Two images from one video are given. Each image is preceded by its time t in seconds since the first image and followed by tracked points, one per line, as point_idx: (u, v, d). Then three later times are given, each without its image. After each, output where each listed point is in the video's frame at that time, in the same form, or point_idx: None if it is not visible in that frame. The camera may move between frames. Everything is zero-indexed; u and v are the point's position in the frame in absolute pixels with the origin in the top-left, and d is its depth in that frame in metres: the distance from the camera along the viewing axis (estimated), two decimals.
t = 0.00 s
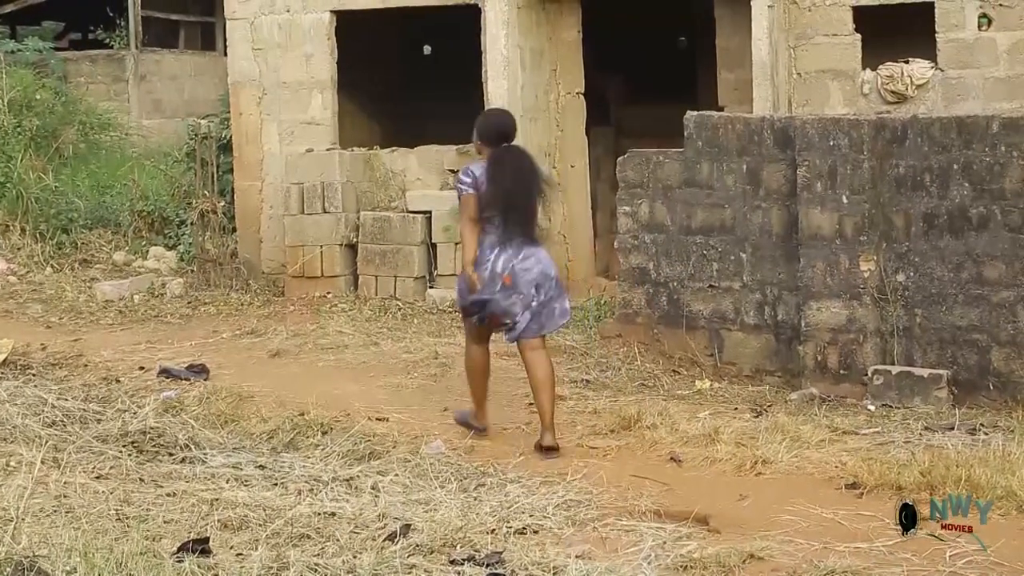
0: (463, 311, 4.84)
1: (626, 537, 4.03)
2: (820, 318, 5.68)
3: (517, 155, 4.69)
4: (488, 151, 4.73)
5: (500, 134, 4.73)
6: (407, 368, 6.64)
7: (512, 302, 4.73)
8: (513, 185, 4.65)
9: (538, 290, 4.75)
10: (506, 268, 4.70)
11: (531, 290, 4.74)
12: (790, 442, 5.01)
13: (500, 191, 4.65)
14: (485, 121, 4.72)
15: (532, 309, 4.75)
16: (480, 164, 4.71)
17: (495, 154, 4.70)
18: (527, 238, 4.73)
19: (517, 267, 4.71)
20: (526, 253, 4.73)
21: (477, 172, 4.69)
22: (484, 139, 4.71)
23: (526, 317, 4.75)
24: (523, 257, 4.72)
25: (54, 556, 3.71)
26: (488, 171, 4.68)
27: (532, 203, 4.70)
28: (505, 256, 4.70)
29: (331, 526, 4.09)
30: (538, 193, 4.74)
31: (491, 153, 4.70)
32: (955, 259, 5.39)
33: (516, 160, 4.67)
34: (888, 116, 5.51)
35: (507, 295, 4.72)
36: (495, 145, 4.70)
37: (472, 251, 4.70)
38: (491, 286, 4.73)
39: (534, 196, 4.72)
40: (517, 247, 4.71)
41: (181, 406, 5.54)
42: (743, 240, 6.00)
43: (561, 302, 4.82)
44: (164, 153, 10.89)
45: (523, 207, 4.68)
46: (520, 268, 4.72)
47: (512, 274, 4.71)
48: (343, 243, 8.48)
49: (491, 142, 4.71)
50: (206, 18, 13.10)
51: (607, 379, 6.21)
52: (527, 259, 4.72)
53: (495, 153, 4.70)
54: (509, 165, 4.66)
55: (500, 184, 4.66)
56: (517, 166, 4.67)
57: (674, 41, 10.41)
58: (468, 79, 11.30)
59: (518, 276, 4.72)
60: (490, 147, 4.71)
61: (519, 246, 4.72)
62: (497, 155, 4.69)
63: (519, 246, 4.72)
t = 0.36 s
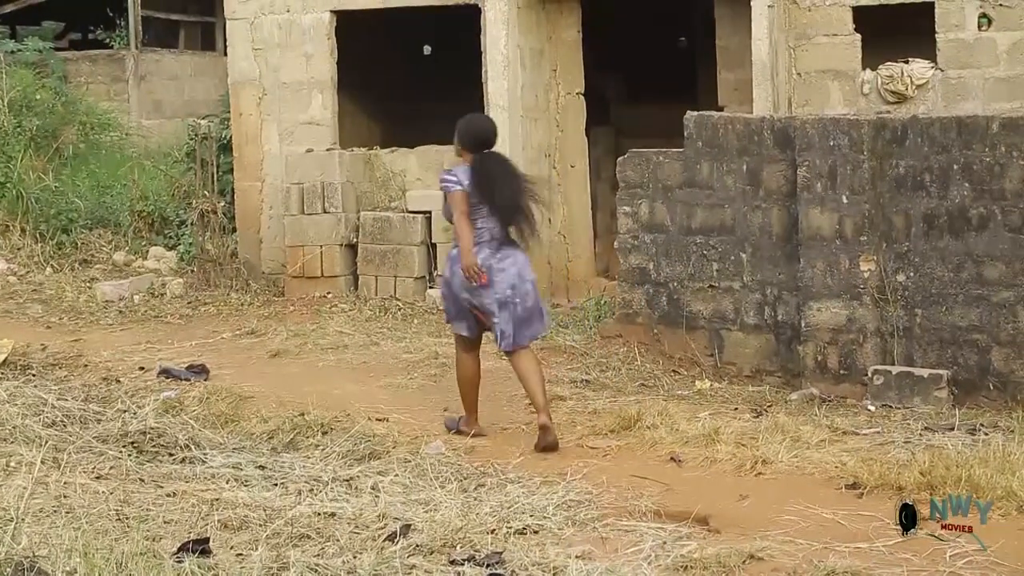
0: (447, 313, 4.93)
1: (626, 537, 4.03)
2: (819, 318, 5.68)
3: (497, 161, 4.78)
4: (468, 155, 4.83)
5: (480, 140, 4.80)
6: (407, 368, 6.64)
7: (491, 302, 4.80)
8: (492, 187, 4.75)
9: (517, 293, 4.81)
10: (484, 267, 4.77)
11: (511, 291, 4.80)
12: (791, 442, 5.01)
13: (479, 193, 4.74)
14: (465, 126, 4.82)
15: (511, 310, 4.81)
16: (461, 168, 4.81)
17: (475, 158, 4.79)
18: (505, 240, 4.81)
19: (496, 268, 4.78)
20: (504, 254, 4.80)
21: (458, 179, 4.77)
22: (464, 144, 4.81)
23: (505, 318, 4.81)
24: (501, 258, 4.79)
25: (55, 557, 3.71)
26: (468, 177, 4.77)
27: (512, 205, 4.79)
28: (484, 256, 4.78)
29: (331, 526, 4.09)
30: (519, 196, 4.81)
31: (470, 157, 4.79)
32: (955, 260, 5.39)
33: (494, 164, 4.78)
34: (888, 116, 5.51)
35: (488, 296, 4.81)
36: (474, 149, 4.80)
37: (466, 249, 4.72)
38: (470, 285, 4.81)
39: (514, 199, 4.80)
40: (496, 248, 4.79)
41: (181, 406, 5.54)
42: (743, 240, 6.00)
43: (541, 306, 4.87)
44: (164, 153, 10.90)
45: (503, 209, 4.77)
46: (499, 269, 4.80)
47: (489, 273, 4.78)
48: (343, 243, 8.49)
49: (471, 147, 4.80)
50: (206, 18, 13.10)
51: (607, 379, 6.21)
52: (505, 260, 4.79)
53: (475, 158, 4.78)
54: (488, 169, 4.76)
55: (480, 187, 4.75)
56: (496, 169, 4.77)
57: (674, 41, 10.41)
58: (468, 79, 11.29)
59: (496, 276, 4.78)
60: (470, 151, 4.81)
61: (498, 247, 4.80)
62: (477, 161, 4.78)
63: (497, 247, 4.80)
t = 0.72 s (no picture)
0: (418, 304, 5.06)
1: (626, 539, 4.04)
2: (820, 321, 5.68)
3: (472, 156, 4.91)
4: (442, 151, 4.96)
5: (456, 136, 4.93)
6: (407, 371, 6.65)
7: (463, 296, 4.95)
8: (468, 182, 4.89)
9: (489, 288, 4.97)
10: (458, 261, 4.91)
11: (480, 285, 4.96)
12: (791, 445, 5.01)
13: (455, 188, 4.87)
14: (441, 123, 4.94)
15: (482, 304, 4.97)
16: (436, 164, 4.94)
17: (450, 154, 4.92)
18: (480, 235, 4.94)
19: (470, 262, 4.93)
20: (478, 249, 4.94)
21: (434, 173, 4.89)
22: (438, 141, 4.94)
23: (476, 312, 4.97)
24: (475, 253, 4.94)
25: (55, 559, 3.72)
26: (444, 172, 4.88)
27: (488, 200, 4.92)
28: (459, 250, 4.92)
29: (332, 528, 4.10)
30: (495, 191, 4.95)
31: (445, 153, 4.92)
32: (955, 263, 5.40)
33: (470, 159, 4.90)
34: (889, 120, 5.51)
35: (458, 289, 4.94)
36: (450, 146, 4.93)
37: (428, 248, 4.89)
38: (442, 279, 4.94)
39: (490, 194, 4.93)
40: (471, 242, 4.92)
41: (180, 409, 5.54)
42: (743, 243, 6.01)
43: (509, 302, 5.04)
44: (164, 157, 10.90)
45: (479, 203, 4.90)
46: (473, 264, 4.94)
47: (464, 267, 4.92)
48: (343, 247, 8.51)
49: (446, 143, 4.93)
50: (206, 21, 13.12)
51: (608, 382, 6.21)
52: (479, 255, 4.94)
53: (451, 154, 4.91)
54: (464, 165, 4.89)
55: (456, 182, 4.87)
56: (472, 165, 4.89)
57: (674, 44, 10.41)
58: (468, 81, 11.30)
59: (470, 270, 4.93)
60: (445, 148, 4.94)
61: (471, 241, 4.94)
62: (454, 156, 4.90)
63: (472, 241, 4.93)
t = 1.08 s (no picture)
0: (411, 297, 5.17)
1: (631, 538, 4.04)
2: (824, 319, 5.68)
3: (455, 151, 5.04)
4: (427, 146, 5.09)
5: (440, 131, 5.07)
6: (411, 369, 6.65)
7: (456, 286, 5.08)
8: (455, 175, 5.03)
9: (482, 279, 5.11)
10: (454, 253, 5.04)
11: (473, 275, 5.09)
12: (796, 444, 5.01)
13: (442, 181, 5.01)
14: (425, 119, 5.08)
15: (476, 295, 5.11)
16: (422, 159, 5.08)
17: (435, 148, 5.06)
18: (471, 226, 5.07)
19: (464, 254, 5.06)
20: (471, 242, 5.08)
21: (416, 169, 5.05)
22: (423, 136, 5.07)
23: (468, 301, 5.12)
24: (469, 245, 5.07)
25: (59, 558, 3.72)
26: (427, 168, 5.04)
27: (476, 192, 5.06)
28: (452, 242, 5.04)
29: (337, 527, 4.10)
30: (481, 182, 5.09)
31: (430, 147, 5.06)
32: (959, 261, 5.39)
33: (455, 152, 5.04)
34: (892, 118, 5.51)
35: (452, 279, 5.06)
36: (434, 140, 5.06)
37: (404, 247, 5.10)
38: (437, 271, 5.05)
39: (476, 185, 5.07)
40: (463, 234, 5.05)
41: (185, 408, 5.55)
42: (748, 242, 6.01)
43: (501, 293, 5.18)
44: (168, 155, 10.90)
45: (467, 195, 5.04)
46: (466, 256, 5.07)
47: (459, 259, 5.05)
48: (347, 245, 8.54)
49: (430, 138, 5.07)
50: (210, 20, 13.15)
51: (612, 380, 6.21)
52: (472, 247, 5.07)
53: (435, 149, 5.05)
54: (449, 158, 5.03)
55: (442, 175, 5.02)
56: (457, 158, 5.04)
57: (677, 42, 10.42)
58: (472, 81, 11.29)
59: (464, 262, 5.06)
60: (430, 143, 5.07)
61: (462, 233, 5.06)
62: (438, 151, 5.04)
63: (465, 234, 5.06)
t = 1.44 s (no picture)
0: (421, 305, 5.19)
1: (647, 540, 4.04)
2: (839, 321, 5.68)
3: (448, 158, 5.12)
4: (422, 154, 5.16)
5: (433, 139, 5.14)
6: (426, 370, 6.66)
7: (464, 290, 5.11)
8: (451, 180, 5.08)
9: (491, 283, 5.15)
10: (461, 258, 5.07)
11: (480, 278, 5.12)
12: (811, 445, 5.01)
13: (437, 187, 5.07)
14: (418, 129, 5.15)
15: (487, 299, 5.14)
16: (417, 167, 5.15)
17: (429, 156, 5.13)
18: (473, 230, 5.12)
19: (471, 259, 5.10)
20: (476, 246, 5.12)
21: (409, 177, 5.13)
22: (419, 144, 5.15)
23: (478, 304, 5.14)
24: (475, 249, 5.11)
25: (76, 560, 3.74)
26: (419, 175, 5.12)
27: (474, 196, 5.11)
28: (458, 248, 5.08)
29: (353, 529, 4.11)
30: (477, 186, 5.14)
31: (425, 155, 5.13)
32: (975, 263, 5.38)
33: (447, 157, 5.12)
34: (907, 120, 5.49)
35: (461, 283, 5.09)
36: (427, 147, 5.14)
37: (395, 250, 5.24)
38: (446, 276, 5.08)
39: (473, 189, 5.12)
40: (465, 238, 5.09)
41: (201, 409, 5.57)
42: (763, 244, 6.00)
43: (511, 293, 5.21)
44: (182, 156, 10.93)
45: (464, 199, 5.08)
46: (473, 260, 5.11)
47: (466, 264, 5.09)
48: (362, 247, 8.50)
49: (425, 146, 5.15)
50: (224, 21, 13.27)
51: (627, 381, 6.21)
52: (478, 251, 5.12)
53: (429, 157, 5.12)
54: (443, 163, 5.10)
55: (437, 181, 5.07)
56: (450, 165, 5.11)
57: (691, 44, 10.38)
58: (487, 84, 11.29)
59: (473, 266, 5.10)
60: (424, 151, 5.15)
61: (464, 238, 5.09)
62: (431, 158, 5.12)
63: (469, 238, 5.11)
